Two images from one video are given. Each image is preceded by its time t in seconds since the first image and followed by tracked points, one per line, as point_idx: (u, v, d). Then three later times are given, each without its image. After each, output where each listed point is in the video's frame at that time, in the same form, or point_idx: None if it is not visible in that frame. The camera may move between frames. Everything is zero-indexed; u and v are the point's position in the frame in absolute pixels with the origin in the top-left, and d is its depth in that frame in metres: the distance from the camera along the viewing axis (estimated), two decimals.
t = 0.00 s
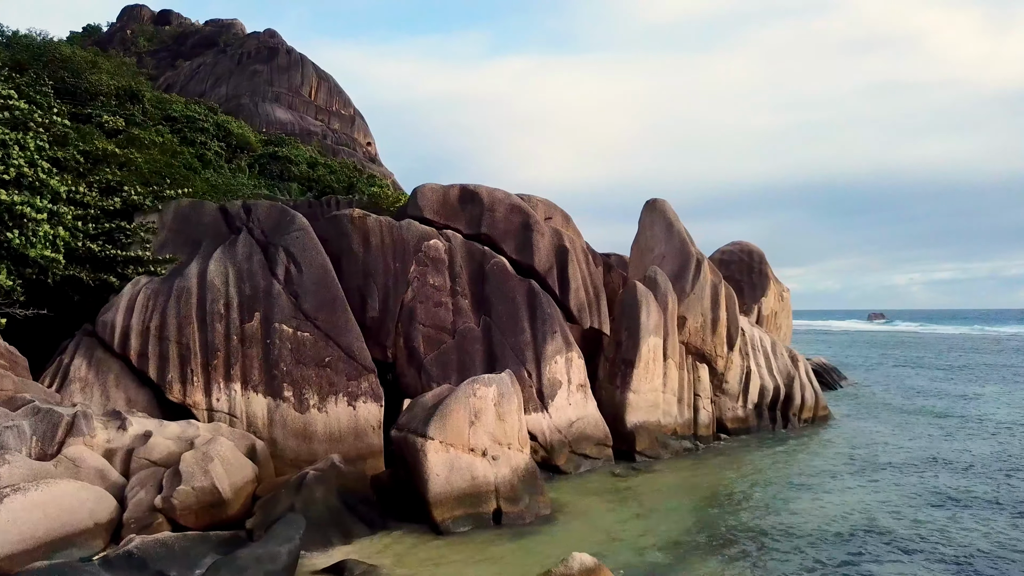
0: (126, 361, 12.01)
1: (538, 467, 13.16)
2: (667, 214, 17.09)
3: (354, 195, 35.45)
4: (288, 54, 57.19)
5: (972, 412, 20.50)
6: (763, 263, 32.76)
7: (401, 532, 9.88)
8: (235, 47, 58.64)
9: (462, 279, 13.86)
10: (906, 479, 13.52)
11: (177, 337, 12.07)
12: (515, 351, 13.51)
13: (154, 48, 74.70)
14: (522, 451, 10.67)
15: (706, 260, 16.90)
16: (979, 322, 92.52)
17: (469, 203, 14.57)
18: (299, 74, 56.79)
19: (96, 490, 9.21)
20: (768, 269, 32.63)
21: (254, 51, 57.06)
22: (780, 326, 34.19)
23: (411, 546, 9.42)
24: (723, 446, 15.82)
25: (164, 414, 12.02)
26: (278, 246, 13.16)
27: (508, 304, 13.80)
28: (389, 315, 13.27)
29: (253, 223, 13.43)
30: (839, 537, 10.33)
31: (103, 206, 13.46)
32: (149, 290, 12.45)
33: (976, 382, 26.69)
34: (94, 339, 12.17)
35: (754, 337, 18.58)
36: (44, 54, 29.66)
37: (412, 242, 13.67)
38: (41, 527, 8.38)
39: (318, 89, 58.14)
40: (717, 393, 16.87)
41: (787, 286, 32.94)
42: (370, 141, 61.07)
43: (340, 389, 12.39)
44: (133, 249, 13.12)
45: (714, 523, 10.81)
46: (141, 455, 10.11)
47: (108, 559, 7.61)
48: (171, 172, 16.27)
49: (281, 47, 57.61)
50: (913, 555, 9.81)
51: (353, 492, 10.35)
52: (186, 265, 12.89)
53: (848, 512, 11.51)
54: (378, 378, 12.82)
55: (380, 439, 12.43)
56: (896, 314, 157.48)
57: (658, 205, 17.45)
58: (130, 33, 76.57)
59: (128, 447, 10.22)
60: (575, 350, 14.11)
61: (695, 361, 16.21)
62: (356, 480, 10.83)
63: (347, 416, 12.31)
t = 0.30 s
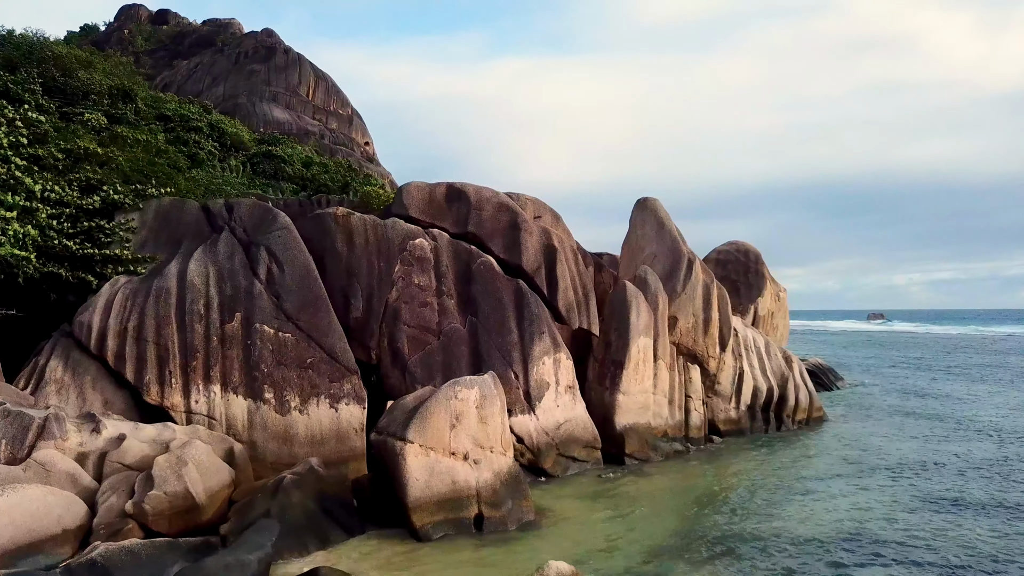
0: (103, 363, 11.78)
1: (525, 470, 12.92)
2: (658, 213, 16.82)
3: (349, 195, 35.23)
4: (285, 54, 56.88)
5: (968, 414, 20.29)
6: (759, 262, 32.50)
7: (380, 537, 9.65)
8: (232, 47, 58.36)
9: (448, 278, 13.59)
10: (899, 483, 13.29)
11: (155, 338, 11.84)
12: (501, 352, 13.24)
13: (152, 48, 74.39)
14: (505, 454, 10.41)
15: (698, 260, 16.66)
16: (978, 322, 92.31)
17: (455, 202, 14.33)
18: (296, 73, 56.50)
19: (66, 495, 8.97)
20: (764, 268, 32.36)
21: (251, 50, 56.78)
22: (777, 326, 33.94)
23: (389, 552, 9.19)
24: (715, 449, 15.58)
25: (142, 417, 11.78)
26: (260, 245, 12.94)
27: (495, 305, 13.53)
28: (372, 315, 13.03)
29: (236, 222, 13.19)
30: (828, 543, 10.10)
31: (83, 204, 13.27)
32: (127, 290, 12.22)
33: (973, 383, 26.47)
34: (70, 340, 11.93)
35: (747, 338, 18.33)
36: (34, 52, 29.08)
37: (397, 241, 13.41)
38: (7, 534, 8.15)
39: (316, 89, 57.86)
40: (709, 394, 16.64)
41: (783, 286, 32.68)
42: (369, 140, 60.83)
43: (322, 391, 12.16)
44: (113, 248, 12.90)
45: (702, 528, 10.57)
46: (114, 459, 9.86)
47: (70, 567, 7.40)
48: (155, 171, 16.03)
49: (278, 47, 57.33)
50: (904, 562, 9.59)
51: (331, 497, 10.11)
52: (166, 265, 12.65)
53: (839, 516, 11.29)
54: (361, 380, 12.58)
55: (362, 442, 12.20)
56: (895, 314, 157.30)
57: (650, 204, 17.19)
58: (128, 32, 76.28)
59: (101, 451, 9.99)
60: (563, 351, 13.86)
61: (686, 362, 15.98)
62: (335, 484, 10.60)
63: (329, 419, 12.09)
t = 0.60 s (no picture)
0: (78, 363, 11.55)
1: (510, 472, 12.68)
2: (649, 211, 16.55)
3: (343, 194, 34.98)
4: (282, 52, 56.59)
5: (963, 415, 20.07)
6: (755, 262, 32.28)
7: (357, 542, 9.42)
8: (229, 45, 58.09)
9: (433, 277, 13.31)
10: (892, 486, 13.06)
11: (132, 338, 11.61)
12: (487, 351, 12.97)
13: (149, 46, 74.12)
14: (487, 457, 10.13)
15: (689, 258, 16.42)
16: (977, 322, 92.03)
17: (442, 199, 14.05)
18: (294, 72, 56.22)
19: (32, 499, 8.73)
20: (760, 268, 32.12)
21: (248, 48, 56.50)
22: (774, 326, 33.70)
23: (364, 557, 8.97)
24: (706, 450, 15.36)
25: (118, 418, 11.55)
26: (241, 243, 12.70)
27: (481, 304, 13.24)
28: (355, 315, 12.79)
29: (216, 219, 12.94)
30: (816, 548, 9.87)
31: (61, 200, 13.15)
32: (104, 288, 11.99)
33: (970, 384, 26.24)
34: (45, 339, 11.69)
35: (740, 337, 18.08)
36: (25, 49, 28.85)
37: (381, 239, 13.15)
38: None
39: (313, 87, 57.59)
40: (700, 395, 16.40)
41: (779, 286, 32.39)
42: (366, 139, 60.57)
43: (303, 391, 11.94)
44: (90, 245, 12.65)
45: (687, 532, 10.34)
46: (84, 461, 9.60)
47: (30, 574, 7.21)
48: (138, 168, 15.81)
49: (275, 45, 57.06)
50: (893, 567, 9.36)
51: (308, 501, 9.88)
52: (144, 263, 12.41)
53: (829, 520, 11.06)
54: (343, 380, 12.34)
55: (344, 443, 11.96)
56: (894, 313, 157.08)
57: (641, 201, 16.92)
58: (124, 31, 76.02)
59: (71, 453, 9.72)
60: (550, 351, 13.59)
61: (677, 362, 15.75)
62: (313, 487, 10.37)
63: (309, 419, 11.85)
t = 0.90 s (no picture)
0: (53, 364, 11.33)
1: (496, 475, 12.44)
2: (641, 210, 16.29)
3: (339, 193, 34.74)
4: (279, 51, 56.37)
5: (960, 417, 19.84)
6: (751, 261, 32.03)
7: (333, 548, 9.19)
8: (226, 44, 57.83)
9: (419, 276, 13.02)
10: (885, 490, 12.82)
11: (109, 338, 11.38)
12: (473, 352, 12.70)
13: (146, 46, 73.87)
14: (469, 460, 9.86)
15: (681, 257, 16.18)
16: (977, 323, 91.77)
17: (428, 197, 13.77)
18: (291, 71, 55.96)
19: None
20: (756, 268, 31.87)
21: (245, 47, 56.24)
22: (771, 326, 33.49)
23: (340, 564, 8.73)
24: (697, 452, 15.12)
25: (93, 420, 11.32)
26: (222, 241, 12.45)
27: (467, 304, 12.96)
28: (338, 315, 12.55)
29: (197, 217, 12.69)
30: (804, 554, 9.65)
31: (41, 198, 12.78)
32: (81, 288, 11.76)
33: (968, 385, 25.97)
34: (19, 340, 11.48)
35: (734, 338, 17.82)
36: (16, 48, 28.64)
37: (366, 237, 12.89)
38: None
39: (310, 87, 57.32)
40: (692, 396, 16.16)
41: (776, 286, 32.11)
42: (364, 139, 60.31)
43: (284, 393, 11.69)
44: (68, 244, 12.37)
45: (674, 538, 10.09)
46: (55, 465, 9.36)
47: None
48: (121, 166, 15.56)
49: (272, 44, 56.78)
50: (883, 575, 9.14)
51: (285, 505, 9.64)
52: (123, 262, 12.16)
53: (820, 526, 10.82)
54: (325, 381, 12.10)
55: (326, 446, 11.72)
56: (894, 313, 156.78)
57: (632, 200, 16.64)
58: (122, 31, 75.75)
59: (42, 457, 9.47)
60: (538, 351, 13.32)
61: (668, 362, 15.50)
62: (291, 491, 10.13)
63: (290, 422, 11.61)
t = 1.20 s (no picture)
0: (27, 364, 11.11)
1: (482, 478, 12.20)
2: (632, 207, 16.03)
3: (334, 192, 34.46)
4: (277, 50, 55.98)
5: (957, 418, 19.61)
6: (748, 261, 31.78)
7: (310, 553, 8.95)
8: (223, 43, 57.50)
9: (403, 275, 12.77)
10: (878, 493, 12.59)
11: (84, 338, 11.13)
12: (459, 352, 12.44)
13: (144, 44, 73.51)
14: (450, 464, 9.62)
15: (673, 256, 15.93)
16: (976, 322, 91.50)
17: (414, 193, 13.49)
18: (289, 70, 55.61)
19: None
20: (753, 267, 31.62)
21: (242, 46, 55.90)
22: (768, 325, 33.24)
23: (315, 569, 8.49)
24: (689, 454, 14.87)
25: (67, 421, 11.11)
26: (202, 239, 12.19)
27: (453, 303, 12.70)
28: (321, 314, 12.31)
29: (178, 215, 12.45)
30: (793, 560, 9.42)
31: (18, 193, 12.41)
32: (57, 286, 11.51)
33: (966, 386, 25.73)
34: None
35: (728, 337, 17.55)
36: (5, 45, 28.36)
37: (349, 235, 12.65)
38: None
39: (308, 86, 56.97)
40: (684, 397, 15.91)
41: (773, 285, 31.84)
42: (362, 138, 60.02)
43: (264, 394, 11.44)
44: (45, 242, 12.09)
45: (661, 543, 9.84)
46: (24, 469, 9.08)
47: None
48: (102, 163, 15.30)
49: (269, 43, 56.45)
50: None
51: (260, 509, 9.39)
52: (100, 260, 11.91)
53: (812, 530, 10.58)
54: (307, 382, 11.85)
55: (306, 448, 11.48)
56: (893, 313, 156.51)
57: (623, 197, 16.38)
58: (119, 29, 75.43)
59: (10, 460, 9.17)
60: (526, 351, 13.07)
61: (660, 363, 15.26)
62: (269, 495, 9.87)
63: (270, 423, 11.37)
